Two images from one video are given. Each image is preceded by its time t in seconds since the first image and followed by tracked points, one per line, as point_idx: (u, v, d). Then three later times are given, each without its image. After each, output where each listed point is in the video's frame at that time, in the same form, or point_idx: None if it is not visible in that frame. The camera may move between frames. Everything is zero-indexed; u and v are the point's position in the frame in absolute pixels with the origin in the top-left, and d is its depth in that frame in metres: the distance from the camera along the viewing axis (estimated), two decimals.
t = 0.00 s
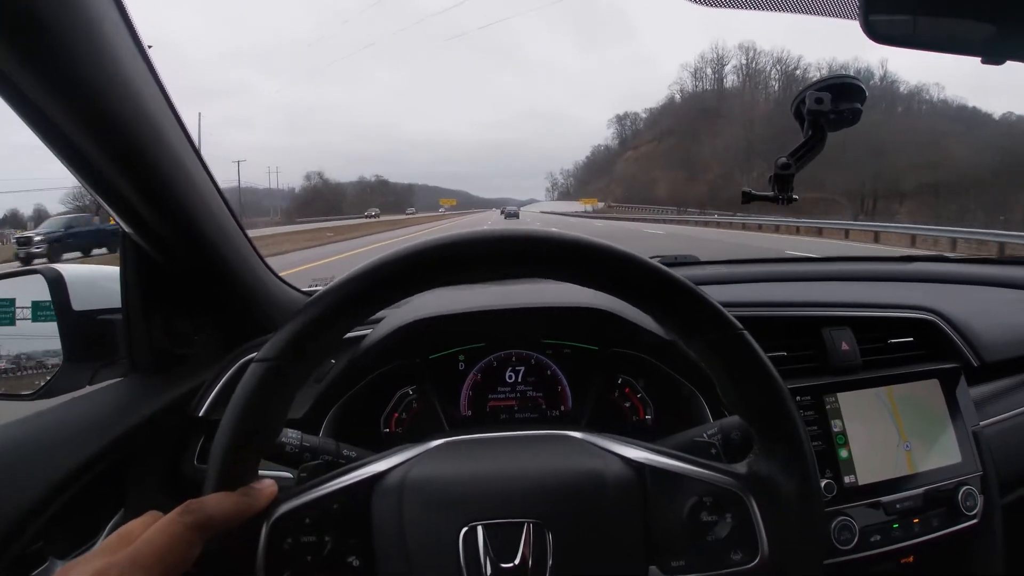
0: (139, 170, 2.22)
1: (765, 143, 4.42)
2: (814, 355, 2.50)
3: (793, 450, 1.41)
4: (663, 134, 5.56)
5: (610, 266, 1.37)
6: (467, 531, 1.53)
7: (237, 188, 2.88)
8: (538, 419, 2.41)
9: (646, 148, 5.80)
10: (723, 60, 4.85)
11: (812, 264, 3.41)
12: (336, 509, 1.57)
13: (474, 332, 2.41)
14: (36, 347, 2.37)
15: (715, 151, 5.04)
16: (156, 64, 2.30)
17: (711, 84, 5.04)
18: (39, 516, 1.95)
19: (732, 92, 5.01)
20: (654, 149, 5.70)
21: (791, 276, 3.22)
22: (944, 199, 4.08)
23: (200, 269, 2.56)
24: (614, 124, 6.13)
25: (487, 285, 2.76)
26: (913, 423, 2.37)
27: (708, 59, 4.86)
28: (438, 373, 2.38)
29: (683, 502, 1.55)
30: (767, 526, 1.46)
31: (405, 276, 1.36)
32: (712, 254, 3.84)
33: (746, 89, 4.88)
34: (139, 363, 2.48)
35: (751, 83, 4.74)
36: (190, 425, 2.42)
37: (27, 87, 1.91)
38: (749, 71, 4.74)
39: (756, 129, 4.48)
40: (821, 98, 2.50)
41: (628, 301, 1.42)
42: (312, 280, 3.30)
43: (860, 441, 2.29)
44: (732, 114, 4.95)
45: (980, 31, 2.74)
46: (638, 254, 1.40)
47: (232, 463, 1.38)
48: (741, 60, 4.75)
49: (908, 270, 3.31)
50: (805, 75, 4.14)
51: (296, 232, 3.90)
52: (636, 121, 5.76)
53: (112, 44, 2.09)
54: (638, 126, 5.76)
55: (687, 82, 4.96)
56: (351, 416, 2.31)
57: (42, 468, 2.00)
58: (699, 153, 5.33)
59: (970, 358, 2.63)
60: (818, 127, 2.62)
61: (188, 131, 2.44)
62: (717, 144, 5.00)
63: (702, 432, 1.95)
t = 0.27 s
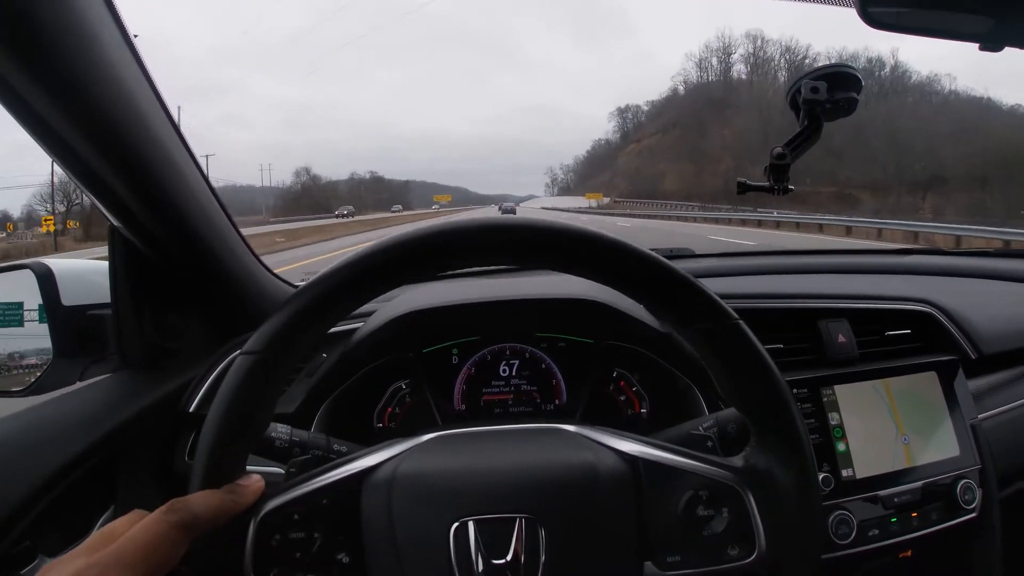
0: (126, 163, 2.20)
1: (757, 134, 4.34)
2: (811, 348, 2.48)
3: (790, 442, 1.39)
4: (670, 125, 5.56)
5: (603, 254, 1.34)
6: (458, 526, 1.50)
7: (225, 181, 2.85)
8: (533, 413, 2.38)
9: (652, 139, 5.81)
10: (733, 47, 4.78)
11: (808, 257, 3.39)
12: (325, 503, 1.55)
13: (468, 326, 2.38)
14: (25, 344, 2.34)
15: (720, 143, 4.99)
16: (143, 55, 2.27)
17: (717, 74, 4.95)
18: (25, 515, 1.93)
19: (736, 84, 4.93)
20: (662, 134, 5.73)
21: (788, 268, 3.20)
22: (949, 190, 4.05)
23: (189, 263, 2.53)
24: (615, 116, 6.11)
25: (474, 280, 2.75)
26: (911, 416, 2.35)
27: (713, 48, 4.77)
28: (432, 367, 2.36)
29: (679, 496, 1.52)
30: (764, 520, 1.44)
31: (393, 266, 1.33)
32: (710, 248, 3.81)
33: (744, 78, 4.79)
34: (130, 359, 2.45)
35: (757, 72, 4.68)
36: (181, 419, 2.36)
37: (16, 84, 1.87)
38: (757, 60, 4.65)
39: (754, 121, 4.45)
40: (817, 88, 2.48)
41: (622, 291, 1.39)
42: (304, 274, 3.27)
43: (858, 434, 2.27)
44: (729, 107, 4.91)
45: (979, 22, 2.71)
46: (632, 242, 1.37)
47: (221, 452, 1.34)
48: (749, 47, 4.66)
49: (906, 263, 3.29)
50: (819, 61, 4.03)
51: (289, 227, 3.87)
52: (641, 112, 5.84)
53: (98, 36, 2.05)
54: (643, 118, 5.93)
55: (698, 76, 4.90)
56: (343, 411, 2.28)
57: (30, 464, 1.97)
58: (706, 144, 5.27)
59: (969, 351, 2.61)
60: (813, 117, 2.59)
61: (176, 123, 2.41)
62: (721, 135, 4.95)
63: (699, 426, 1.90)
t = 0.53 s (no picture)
0: (120, 176, 2.23)
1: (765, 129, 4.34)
2: (801, 354, 2.49)
3: (775, 452, 1.40)
4: (674, 122, 5.51)
5: (586, 269, 1.36)
6: (448, 534, 1.53)
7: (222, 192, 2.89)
8: (527, 419, 2.42)
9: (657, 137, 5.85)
10: (737, 44, 4.69)
11: (802, 261, 3.41)
12: (319, 512, 1.57)
13: (462, 333, 2.41)
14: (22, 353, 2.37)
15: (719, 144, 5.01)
16: (136, 71, 2.30)
17: (718, 70, 4.90)
18: (28, 523, 1.94)
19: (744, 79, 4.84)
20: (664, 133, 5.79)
21: (781, 273, 3.22)
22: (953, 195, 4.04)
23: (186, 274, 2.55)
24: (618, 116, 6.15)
25: (470, 288, 2.78)
26: (901, 420, 2.37)
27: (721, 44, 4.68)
28: (426, 376, 2.38)
29: (665, 505, 1.57)
30: (750, 528, 1.46)
31: (381, 281, 1.35)
32: (705, 252, 3.84)
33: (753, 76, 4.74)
34: (128, 368, 2.48)
35: (760, 69, 4.64)
36: (179, 429, 2.40)
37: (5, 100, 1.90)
38: (762, 55, 4.55)
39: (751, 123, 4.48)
40: (806, 96, 2.51)
41: (608, 304, 1.41)
42: (301, 282, 3.30)
43: (849, 438, 2.28)
44: (729, 107, 4.93)
45: (969, 26, 2.74)
46: (618, 256, 1.39)
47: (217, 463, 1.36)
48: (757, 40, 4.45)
49: (900, 266, 3.31)
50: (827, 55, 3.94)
51: (286, 235, 3.90)
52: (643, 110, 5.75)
53: (91, 52, 2.09)
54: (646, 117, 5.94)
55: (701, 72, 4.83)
56: (339, 419, 2.30)
57: (32, 472, 2.00)
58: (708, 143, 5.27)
59: (959, 355, 2.63)
60: (803, 124, 2.62)
61: (171, 136, 2.44)
62: (721, 136, 4.97)
63: (686, 433, 1.94)
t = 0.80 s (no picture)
0: (119, 185, 2.23)
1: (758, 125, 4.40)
2: (800, 351, 2.49)
3: (774, 452, 1.41)
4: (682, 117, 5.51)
5: (584, 270, 1.36)
6: (449, 537, 1.53)
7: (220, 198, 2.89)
8: (527, 420, 2.42)
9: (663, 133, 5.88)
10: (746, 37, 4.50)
11: (800, 258, 3.42)
12: (319, 516, 1.58)
13: (461, 335, 2.41)
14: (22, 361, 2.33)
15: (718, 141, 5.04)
16: (132, 79, 2.31)
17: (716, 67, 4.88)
18: (27, 532, 1.94)
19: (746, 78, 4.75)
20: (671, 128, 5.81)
21: (779, 271, 3.22)
22: (955, 186, 4.01)
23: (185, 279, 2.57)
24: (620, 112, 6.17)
25: (468, 290, 2.78)
26: (900, 417, 2.37)
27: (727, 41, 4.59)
28: (425, 376, 2.38)
29: (664, 505, 1.58)
30: (749, 528, 1.47)
31: (378, 286, 1.35)
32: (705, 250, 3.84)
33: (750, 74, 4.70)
34: (127, 374, 2.48)
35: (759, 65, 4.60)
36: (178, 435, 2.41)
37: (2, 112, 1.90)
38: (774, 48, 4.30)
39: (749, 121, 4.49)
40: (801, 94, 2.50)
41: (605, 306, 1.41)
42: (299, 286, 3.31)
43: (849, 436, 2.28)
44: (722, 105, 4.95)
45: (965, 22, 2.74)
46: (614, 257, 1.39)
47: (217, 470, 1.37)
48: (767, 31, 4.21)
49: (898, 262, 3.31)
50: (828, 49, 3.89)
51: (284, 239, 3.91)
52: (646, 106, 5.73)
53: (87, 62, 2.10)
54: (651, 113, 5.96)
55: (702, 69, 4.79)
56: (338, 423, 2.31)
57: (32, 482, 2.00)
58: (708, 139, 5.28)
59: (958, 351, 2.62)
60: (797, 122, 2.62)
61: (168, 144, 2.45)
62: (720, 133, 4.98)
63: (686, 433, 1.94)
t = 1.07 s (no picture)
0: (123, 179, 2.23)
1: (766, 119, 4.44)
2: (803, 348, 2.49)
3: (781, 445, 1.40)
4: (694, 110, 5.57)
5: (591, 264, 1.36)
6: (454, 531, 1.53)
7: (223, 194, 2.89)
8: (531, 417, 2.41)
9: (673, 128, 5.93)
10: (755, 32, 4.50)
11: (802, 255, 3.43)
12: (325, 509, 1.57)
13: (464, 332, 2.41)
14: (22, 360, 2.33)
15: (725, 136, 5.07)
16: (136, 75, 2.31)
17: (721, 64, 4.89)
18: (30, 528, 1.93)
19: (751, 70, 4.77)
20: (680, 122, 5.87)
21: (781, 267, 3.23)
22: (963, 180, 4.04)
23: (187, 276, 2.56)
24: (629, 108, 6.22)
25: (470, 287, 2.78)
26: (903, 413, 2.37)
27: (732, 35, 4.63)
28: (429, 371, 2.38)
29: (671, 500, 1.57)
30: (756, 523, 1.46)
31: (385, 279, 1.35)
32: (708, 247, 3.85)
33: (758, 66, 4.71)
34: (129, 373, 2.45)
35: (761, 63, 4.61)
36: (181, 433, 2.41)
37: (7, 106, 1.90)
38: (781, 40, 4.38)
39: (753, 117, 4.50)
40: (804, 90, 2.50)
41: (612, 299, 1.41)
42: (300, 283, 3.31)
43: (852, 432, 2.28)
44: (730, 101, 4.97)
45: (967, 18, 2.74)
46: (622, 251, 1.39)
47: (222, 465, 1.36)
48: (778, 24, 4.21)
49: (900, 259, 3.32)
50: (833, 45, 3.89)
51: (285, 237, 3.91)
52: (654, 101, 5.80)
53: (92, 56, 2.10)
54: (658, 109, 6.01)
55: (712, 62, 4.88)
56: (342, 419, 2.31)
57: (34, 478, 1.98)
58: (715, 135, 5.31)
59: (960, 347, 2.63)
60: (800, 119, 2.62)
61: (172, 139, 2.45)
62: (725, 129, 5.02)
63: (691, 428, 1.94)
